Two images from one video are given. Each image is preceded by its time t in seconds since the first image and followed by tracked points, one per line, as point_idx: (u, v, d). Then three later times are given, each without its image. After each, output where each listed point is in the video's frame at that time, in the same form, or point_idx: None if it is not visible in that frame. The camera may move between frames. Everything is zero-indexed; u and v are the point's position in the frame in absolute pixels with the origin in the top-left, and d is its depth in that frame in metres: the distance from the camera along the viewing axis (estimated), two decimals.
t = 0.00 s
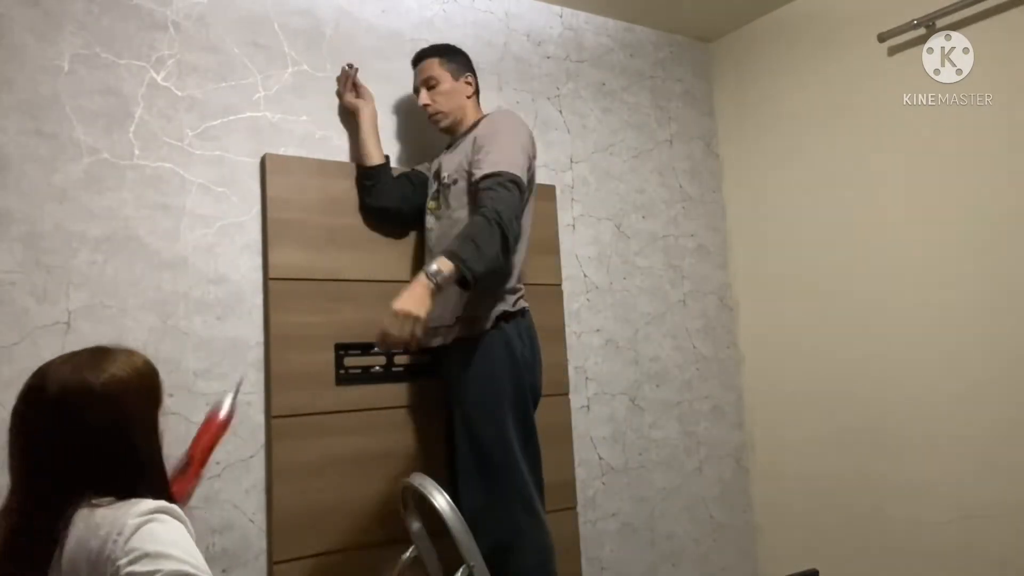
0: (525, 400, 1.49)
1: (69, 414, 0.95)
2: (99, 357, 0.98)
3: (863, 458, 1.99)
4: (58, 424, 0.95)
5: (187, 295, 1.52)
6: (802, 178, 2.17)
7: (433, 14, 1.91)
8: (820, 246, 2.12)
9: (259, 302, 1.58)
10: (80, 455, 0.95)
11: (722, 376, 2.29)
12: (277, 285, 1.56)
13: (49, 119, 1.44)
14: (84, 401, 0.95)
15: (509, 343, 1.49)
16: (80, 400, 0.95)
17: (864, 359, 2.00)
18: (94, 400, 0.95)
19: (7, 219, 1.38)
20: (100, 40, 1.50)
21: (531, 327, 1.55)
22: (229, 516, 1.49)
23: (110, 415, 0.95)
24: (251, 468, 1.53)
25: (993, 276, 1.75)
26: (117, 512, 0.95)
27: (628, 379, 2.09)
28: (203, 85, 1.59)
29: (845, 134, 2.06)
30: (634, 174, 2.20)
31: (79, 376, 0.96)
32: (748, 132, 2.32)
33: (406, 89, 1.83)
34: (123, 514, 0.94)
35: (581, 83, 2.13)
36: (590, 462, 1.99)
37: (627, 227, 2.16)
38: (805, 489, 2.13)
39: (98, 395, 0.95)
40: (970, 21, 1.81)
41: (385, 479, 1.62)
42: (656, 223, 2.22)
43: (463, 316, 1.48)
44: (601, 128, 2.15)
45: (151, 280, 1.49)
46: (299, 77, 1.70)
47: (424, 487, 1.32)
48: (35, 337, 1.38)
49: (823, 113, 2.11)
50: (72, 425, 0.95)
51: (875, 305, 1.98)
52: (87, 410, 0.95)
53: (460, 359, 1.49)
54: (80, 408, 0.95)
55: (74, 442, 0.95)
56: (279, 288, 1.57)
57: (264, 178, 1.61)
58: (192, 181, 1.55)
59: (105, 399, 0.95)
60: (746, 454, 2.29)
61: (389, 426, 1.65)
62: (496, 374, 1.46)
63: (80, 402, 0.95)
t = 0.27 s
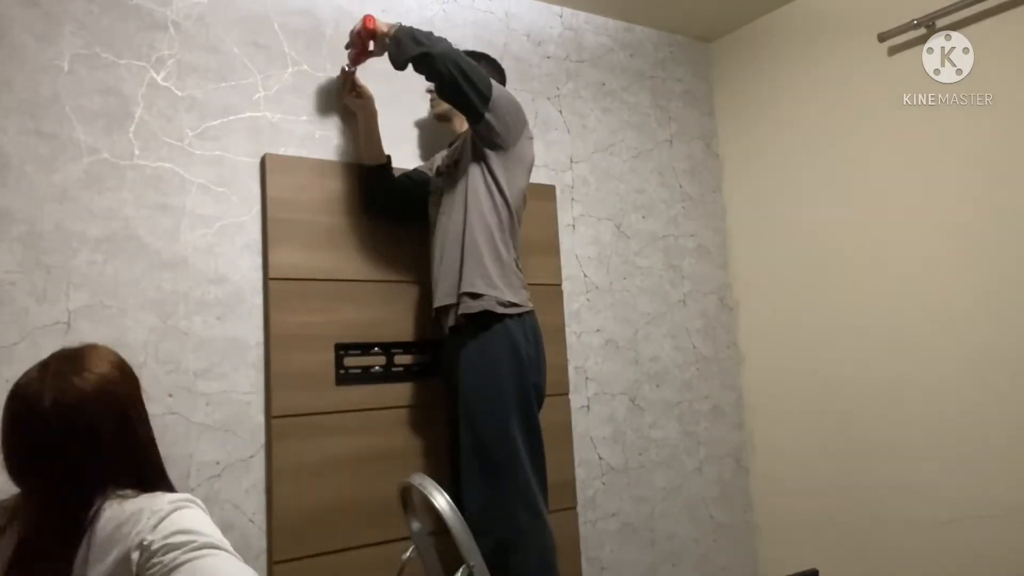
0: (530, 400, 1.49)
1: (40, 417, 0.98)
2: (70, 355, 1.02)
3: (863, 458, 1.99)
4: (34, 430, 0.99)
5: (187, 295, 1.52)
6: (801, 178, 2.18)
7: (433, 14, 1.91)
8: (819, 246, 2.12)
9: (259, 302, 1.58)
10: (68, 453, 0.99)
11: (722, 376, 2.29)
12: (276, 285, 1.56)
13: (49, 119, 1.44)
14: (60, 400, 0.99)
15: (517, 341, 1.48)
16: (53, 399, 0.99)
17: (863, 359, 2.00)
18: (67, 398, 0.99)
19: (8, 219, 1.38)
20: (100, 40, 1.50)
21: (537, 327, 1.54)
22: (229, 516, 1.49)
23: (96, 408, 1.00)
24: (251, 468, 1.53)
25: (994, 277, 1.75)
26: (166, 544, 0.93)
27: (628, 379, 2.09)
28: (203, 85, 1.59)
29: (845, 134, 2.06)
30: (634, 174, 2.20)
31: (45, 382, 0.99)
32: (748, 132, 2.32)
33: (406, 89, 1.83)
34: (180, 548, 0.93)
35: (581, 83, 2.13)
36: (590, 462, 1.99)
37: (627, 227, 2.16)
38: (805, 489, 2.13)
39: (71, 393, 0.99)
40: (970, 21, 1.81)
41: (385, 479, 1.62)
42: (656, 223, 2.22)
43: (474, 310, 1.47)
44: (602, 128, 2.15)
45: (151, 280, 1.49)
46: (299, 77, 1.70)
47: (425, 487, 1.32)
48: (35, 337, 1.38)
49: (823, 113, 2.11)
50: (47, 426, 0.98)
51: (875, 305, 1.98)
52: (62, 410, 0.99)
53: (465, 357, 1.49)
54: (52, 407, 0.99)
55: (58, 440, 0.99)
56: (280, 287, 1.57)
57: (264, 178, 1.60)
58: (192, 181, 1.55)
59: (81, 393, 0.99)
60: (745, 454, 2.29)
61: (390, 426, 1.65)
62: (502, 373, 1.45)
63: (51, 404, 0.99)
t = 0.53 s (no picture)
0: (529, 401, 1.49)
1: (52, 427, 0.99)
2: (81, 359, 1.02)
3: (863, 458, 1.99)
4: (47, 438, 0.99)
5: (187, 295, 1.52)
6: (801, 178, 2.17)
7: (433, 14, 1.91)
8: (819, 246, 2.12)
9: (259, 302, 1.58)
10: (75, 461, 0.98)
11: (722, 376, 2.29)
12: (277, 285, 1.56)
13: (49, 119, 1.44)
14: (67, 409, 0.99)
15: (516, 341, 1.48)
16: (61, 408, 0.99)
17: (863, 359, 2.00)
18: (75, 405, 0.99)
19: (7, 219, 1.38)
20: (100, 40, 1.51)
21: (536, 328, 1.54)
22: (229, 516, 1.49)
23: (102, 416, 0.99)
24: (251, 468, 1.53)
25: (994, 277, 1.75)
26: (175, 555, 0.89)
27: (628, 379, 2.09)
28: (203, 85, 1.59)
29: (845, 134, 2.06)
30: (634, 173, 2.19)
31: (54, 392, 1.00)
32: (748, 132, 2.32)
33: (406, 88, 1.84)
34: (189, 560, 0.89)
35: (581, 83, 2.13)
36: (590, 462, 1.99)
37: (627, 227, 2.16)
38: (805, 489, 2.13)
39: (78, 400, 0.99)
40: (971, 21, 1.81)
41: (385, 480, 1.62)
42: (656, 223, 2.22)
43: (473, 310, 1.47)
44: (602, 128, 2.15)
45: (151, 281, 1.49)
46: (299, 77, 1.70)
47: (424, 487, 1.31)
48: (35, 337, 1.38)
49: (824, 113, 2.11)
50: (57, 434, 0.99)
51: (875, 305, 1.98)
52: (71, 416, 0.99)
53: (464, 357, 1.49)
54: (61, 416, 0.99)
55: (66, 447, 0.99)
56: (280, 287, 1.57)
57: (264, 178, 1.61)
58: (192, 181, 1.55)
59: (87, 402, 0.99)
60: (745, 454, 2.29)
61: (390, 426, 1.65)
62: (501, 373, 1.46)
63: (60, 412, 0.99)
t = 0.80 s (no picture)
0: (530, 401, 1.49)
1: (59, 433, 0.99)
2: (80, 362, 1.02)
3: (863, 458, 1.99)
4: (53, 444, 0.99)
5: (187, 295, 1.52)
6: (801, 178, 2.18)
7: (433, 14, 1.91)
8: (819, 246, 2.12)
9: (259, 302, 1.58)
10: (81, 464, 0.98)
11: (722, 376, 2.29)
12: (277, 285, 1.56)
13: (49, 119, 1.44)
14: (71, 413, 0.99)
15: (518, 339, 1.48)
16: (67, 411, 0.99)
17: (863, 359, 2.00)
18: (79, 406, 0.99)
19: (8, 219, 1.38)
20: (100, 40, 1.51)
21: (536, 328, 1.54)
22: (229, 516, 1.49)
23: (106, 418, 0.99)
24: (251, 468, 1.53)
25: (993, 277, 1.75)
26: (176, 555, 0.89)
27: (628, 379, 2.09)
28: (203, 85, 1.59)
29: (845, 134, 2.06)
30: (634, 173, 2.19)
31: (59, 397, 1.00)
32: (748, 132, 2.32)
33: (406, 89, 1.84)
34: (191, 560, 0.88)
35: (581, 83, 2.13)
36: (590, 462, 1.99)
37: (627, 227, 2.16)
38: (805, 489, 2.13)
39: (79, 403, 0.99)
40: (971, 21, 1.81)
41: (385, 480, 1.62)
42: (656, 223, 2.22)
43: (480, 308, 1.46)
44: (602, 128, 2.15)
45: (151, 281, 1.49)
46: (299, 77, 1.70)
47: (424, 487, 1.31)
48: (35, 337, 1.38)
49: (823, 113, 2.11)
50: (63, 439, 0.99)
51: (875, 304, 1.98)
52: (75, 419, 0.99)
53: (465, 358, 1.49)
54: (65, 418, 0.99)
55: (69, 451, 0.98)
56: (280, 287, 1.57)
57: (264, 178, 1.61)
58: (192, 181, 1.55)
59: (88, 402, 0.99)
60: (745, 454, 2.29)
61: (389, 426, 1.65)
62: (501, 372, 1.46)
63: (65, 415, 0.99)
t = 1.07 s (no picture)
0: (526, 402, 1.49)
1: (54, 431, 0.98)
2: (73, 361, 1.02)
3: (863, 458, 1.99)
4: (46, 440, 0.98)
5: (187, 295, 1.52)
6: (801, 178, 2.18)
7: (433, 15, 1.91)
8: (819, 246, 2.12)
9: (259, 302, 1.58)
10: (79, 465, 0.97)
11: (722, 376, 2.29)
12: (277, 285, 1.56)
13: (49, 119, 1.44)
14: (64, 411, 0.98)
15: (514, 341, 1.49)
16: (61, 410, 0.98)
17: (863, 359, 2.00)
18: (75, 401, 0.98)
19: (8, 219, 1.38)
20: (100, 40, 1.50)
21: (532, 330, 1.55)
22: (229, 516, 1.49)
23: (102, 414, 0.98)
24: (251, 468, 1.53)
25: (993, 277, 1.75)
26: (170, 554, 0.89)
27: (628, 379, 2.09)
28: (203, 85, 1.59)
29: (845, 134, 2.06)
30: (634, 173, 2.20)
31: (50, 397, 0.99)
32: (748, 132, 2.33)
33: (406, 89, 1.84)
34: (184, 559, 0.88)
35: (581, 83, 2.13)
36: (590, 462, 1.99)
37: (627, 227, 2.16)
38: (805, 489, 2.13)
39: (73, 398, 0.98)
40: (971, 21, 1.81)
41: (385, 479, 1.62)
42: (656, 223, 2.22)
43: (476, 312, 1.46)
44: (602, 128, 2.15)
45: (151, 281, 1.49)
46: (299, 77, 1.70)
47: (424, 487, 1.31)
48: (35, 337, 1.38)
49: (823, 113, 2.12)
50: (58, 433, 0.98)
51: (875, 304, 1.98)
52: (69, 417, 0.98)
53: (460, 359, 1.49)
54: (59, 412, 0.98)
55: (66, 448, 0.98)
56: (280, 287, 1.57)
57: (264, 178, 1.61)
58: (192, 181, 1.55)
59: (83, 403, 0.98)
60: (745, 454, 2.29)
61: (389, 426, 1.65)
62: (497, 373, 1.46)
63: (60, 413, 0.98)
